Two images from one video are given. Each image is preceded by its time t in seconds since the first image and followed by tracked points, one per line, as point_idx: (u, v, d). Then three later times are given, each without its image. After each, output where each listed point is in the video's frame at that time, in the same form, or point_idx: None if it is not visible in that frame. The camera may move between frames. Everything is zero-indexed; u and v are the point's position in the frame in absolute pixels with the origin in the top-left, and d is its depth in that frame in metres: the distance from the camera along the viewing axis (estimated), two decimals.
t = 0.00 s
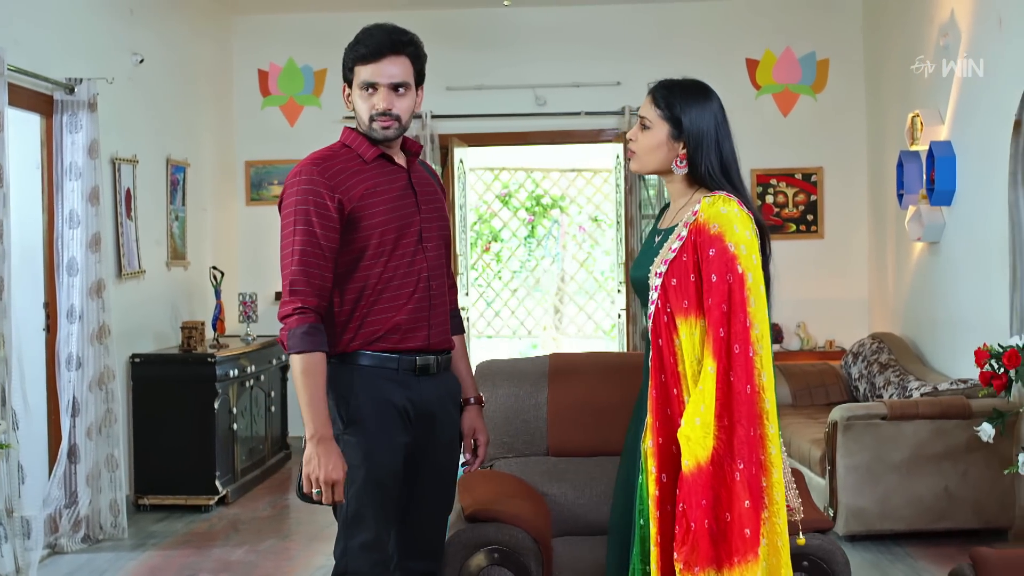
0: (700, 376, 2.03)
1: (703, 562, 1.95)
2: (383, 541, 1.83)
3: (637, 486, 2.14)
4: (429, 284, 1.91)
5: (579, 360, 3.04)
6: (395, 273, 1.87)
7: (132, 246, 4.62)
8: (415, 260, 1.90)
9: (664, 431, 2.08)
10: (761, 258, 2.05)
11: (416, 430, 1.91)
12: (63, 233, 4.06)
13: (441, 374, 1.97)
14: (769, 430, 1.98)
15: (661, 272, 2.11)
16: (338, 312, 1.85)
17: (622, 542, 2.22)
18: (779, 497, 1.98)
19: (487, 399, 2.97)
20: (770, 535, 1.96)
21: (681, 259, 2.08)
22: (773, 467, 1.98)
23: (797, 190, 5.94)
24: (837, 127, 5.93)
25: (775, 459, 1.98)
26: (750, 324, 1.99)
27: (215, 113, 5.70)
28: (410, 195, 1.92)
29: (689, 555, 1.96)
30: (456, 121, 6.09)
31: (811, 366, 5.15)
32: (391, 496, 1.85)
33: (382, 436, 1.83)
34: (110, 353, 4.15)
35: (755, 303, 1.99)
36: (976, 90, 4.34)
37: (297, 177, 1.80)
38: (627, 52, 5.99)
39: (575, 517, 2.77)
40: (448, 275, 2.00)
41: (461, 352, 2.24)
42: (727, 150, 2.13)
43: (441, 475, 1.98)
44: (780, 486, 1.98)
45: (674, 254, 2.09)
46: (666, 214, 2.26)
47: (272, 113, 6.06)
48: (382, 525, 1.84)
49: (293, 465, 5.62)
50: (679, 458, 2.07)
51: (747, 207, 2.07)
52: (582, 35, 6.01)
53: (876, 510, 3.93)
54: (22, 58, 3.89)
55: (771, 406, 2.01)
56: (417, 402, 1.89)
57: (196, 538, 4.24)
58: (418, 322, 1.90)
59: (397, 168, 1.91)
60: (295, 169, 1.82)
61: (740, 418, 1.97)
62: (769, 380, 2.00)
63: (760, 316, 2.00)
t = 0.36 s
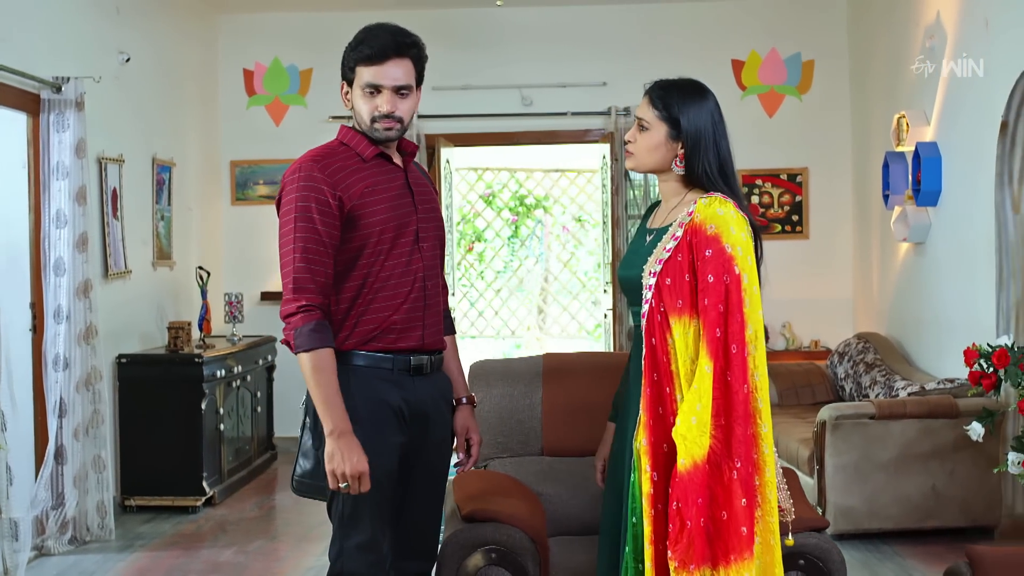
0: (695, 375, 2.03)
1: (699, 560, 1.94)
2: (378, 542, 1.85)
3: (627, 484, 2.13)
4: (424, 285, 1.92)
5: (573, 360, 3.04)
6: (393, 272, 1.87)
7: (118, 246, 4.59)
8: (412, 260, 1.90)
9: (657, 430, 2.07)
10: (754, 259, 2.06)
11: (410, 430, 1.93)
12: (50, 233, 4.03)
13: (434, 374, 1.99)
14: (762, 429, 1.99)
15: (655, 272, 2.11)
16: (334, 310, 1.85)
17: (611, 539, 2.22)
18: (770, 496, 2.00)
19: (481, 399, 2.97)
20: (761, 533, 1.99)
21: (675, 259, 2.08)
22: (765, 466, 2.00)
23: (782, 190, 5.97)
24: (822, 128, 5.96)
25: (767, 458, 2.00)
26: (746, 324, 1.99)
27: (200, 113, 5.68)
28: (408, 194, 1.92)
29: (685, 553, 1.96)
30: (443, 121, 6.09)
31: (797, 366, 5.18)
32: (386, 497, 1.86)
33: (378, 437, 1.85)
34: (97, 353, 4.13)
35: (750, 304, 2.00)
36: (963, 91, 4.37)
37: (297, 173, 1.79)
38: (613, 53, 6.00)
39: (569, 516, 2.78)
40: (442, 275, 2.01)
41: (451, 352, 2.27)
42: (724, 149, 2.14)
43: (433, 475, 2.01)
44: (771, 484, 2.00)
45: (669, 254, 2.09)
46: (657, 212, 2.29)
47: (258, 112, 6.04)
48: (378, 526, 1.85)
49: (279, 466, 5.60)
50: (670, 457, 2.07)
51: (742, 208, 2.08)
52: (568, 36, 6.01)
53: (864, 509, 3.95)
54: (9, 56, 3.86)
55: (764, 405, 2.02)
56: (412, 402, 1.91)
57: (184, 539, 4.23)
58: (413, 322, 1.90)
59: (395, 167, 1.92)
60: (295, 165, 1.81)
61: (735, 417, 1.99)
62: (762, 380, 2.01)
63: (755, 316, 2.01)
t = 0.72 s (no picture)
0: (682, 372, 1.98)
1: (681, 555, 1.92)
2: (378, 542, 1.84)
3: (617, 482, 2.09)
4: (422, 286, 1.92)
5: (566, 359, 3.05)
6: (393, 274, 1.87)
7: (105, 246, 4.57)
8: (411, 261, 1.90)
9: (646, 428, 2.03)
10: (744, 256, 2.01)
11: (409, 430, 1.94)
12: (36, 233, 4.01)
13: (431, 373, 1.99)
14: (749, 427, 1.94)
15: (646, 270, 2.06)
16: (334, 311, 1.85)
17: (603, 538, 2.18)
18: (759, 492, 1.94)
19: (476, 399, 2.97)
20: (749, 529, 1.93)
21: (665, 258, 2.03)
22: (753, 462, 1.94)
23: (767, 191, 6.00)
24: (806, 128, 5.99)
25: (755, 454, 1.94)
26: (732, 322, 1.95)
27: (185, 112, 5.65)
28: (407, 196, 1.91)
29: (668, 547, 1.92)
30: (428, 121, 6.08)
31: (783, 366, 5.20)
32: (384, 497, 1.86)
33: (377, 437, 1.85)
34: (84, 354, 4.11)
35: (737, 301, 1.95)
36: (948, 92, 4.40)
37: (297, 173, 1.78)
38: (599, 53, 6.01)
39: (566, 516, 2.74)
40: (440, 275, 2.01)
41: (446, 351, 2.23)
42: (712, 150, 2.14)
43: (431, 476, 2.01)
44: (760, 481, 1.94)
45: (659, 252, 2.04)
46: (650, 212, 2.28)
47: (243, 112, 6.03)
48: (377, 526, 1.84)
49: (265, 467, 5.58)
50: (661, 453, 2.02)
51: (730, 208, 2.04)
52: (555, 36, 6.02)
53: (852, 507, 3.97)
54: None
55: (753, 402, 1.97)
56: (410, 402, 1.91)
57: (173, 541, 4.21)
58: (412, 324, 1.91)
59: (394, 168, 1.91)
60: (295, 165, 1.80)
61: (718, 414, 1.93)
62: (751, 377, 1.96)
63: (742, 313, 1.96)
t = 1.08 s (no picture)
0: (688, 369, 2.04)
1: (686, 549, 1.96)
2: (377, 544, 1.83)
3: (620, 478, 2.13)
4: (424, 287, 1.90)
5: (561, 359, 3.06)
6: (395, 275, 1.85)
7: (91, 246, 4.55)
8: (413, 262, 1.88)
9: (651, 424, 2.06)
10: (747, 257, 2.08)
11: (409, 430, 1.92)
12: (24, 233, 3.99)
13: (432, 374, 1.97)
14: (754, 423, 2.02)
15: (650, 269, 2.10)
16: (335, 312, 1.83)
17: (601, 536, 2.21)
18: (762, 488, 2.02)
19: (471, 399, 2.97)
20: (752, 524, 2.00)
21: (670, 257, 2.08)
22: (756, 459, 2.02)
23: (753, 191, 6.03)
24: (792, 128, 6.02)
25: (758, 450, 2.02)
26: (736, 320, 2.02)
27: (172, 111, 5.64)
28: (410, 197, 1.90)
29: (672, 542, 1.97)
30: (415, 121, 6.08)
31: (770, 365, 5.23)
32: (383, 497, 1.84)
33: (378, 438, 1.83)
34: (72, 354, 4.09)
35: (740, 300, 2.03)
36: (934, 94, 4.43)
37: (299, 172, 1.77)
38: (586, 53, 6.02)
39: (559, 515, 2.78)
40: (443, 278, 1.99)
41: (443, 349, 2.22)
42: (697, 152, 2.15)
43: (429, 477, 1.99)
44: (763, 477, 2.02)
45: (664, 252, 2.08)
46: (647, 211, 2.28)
47: (229, 112, 6.02)
48: (377, 528, 1.83)
49: (252, 468, 5.56)
50: (664, 451, 2.06)
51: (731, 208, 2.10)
52: (542, 36, 6.03)
53: (841, 506, 3.99)
54: None
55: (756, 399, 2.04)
56: (411, 403, 1.89)
57: (161, 541, 4.19)
58: (414, 325, 1.88)
59: (397, 169, 1.89)
60: (297, 164, 1.79)
61: (723, 411, 2.00)
62: (753, 375, 2.03)
63: (746, 312, 2.03)
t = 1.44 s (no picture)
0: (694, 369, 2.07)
1: (699, 547, 2.00)
2: (378, 543, 1.80)
3: (623, 479, 2.15)
4: (427, 287, 1.90)
5: (557, 359, 3.06)
6: (398, 274, 1.84)
7: (80, 246, 4.53)
8: (417, 262, 1.88)
9: (657, 425, 2.08)
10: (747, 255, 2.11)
11: (410, 431, 1.91)
12: (13, 233, 3.97)
13: (434, 373, 1.96)
14: (758, 420, 2.06)
15: (653, 271, 2.11)
16: (338, 311, 1.82)
17: (604, 536, 2.22)
18: (767, 484, 2.06)
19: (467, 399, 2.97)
20: (760, 521, 2.04)
21: (672, 257, 2.10)
22: (761, 455, 2.05)
23: (742, 191, 6.04)
24: (780, 128, 6.04)
25: (764, 447, 2.06)
26: (741, 319, 2.05)
27: (160, 110, 5.62)
28: (413, 196, 1.89)
29: (686, 541, 2.00)
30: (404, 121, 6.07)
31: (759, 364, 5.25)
32: (386, 498, 1.83)
33: (380, 437, 1.82)
34: (62, 355, 4.07)
35: (744, 299, 2.05)
36: (924, 95, 4.45)
37: (303, 171, 1.76)
38: (575, 54, 6.03)
39: (554, 515, 2.78)
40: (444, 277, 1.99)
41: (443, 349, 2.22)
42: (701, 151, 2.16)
43: (430, 477, 1.98)
44: (767, 473, 2.06)
45: (666, 252, 2.10)
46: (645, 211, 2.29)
47: (217, 111, 6.01)
48: (378, 528, 1.81)
49: (240, 469, 5.54)
50: (667, 450, 2.08)
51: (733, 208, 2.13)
52: (531, 36, 6.03)
53: (832, 506, 4.01)
54: None
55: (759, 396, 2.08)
56: (414, 403, 1.89)
57: (152, 543, 4.17)
58: (416, 325, 1.88)
59: (400, 168, 1.89)
60: (302, 162, 1.78)
61: (731, 409, 2.04)
62: (757, 373, 2.07)
63: (749, 310, 2.06)
